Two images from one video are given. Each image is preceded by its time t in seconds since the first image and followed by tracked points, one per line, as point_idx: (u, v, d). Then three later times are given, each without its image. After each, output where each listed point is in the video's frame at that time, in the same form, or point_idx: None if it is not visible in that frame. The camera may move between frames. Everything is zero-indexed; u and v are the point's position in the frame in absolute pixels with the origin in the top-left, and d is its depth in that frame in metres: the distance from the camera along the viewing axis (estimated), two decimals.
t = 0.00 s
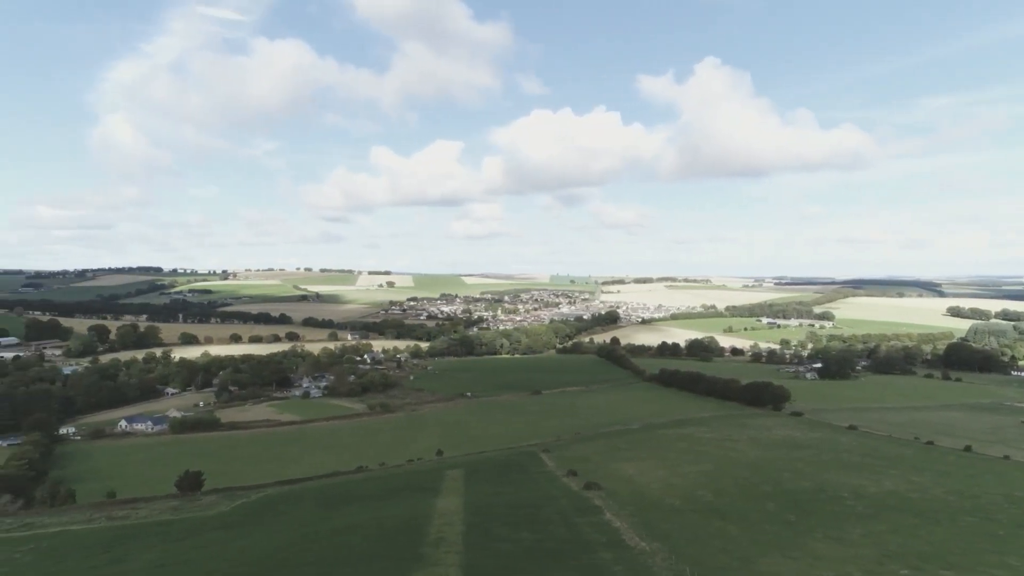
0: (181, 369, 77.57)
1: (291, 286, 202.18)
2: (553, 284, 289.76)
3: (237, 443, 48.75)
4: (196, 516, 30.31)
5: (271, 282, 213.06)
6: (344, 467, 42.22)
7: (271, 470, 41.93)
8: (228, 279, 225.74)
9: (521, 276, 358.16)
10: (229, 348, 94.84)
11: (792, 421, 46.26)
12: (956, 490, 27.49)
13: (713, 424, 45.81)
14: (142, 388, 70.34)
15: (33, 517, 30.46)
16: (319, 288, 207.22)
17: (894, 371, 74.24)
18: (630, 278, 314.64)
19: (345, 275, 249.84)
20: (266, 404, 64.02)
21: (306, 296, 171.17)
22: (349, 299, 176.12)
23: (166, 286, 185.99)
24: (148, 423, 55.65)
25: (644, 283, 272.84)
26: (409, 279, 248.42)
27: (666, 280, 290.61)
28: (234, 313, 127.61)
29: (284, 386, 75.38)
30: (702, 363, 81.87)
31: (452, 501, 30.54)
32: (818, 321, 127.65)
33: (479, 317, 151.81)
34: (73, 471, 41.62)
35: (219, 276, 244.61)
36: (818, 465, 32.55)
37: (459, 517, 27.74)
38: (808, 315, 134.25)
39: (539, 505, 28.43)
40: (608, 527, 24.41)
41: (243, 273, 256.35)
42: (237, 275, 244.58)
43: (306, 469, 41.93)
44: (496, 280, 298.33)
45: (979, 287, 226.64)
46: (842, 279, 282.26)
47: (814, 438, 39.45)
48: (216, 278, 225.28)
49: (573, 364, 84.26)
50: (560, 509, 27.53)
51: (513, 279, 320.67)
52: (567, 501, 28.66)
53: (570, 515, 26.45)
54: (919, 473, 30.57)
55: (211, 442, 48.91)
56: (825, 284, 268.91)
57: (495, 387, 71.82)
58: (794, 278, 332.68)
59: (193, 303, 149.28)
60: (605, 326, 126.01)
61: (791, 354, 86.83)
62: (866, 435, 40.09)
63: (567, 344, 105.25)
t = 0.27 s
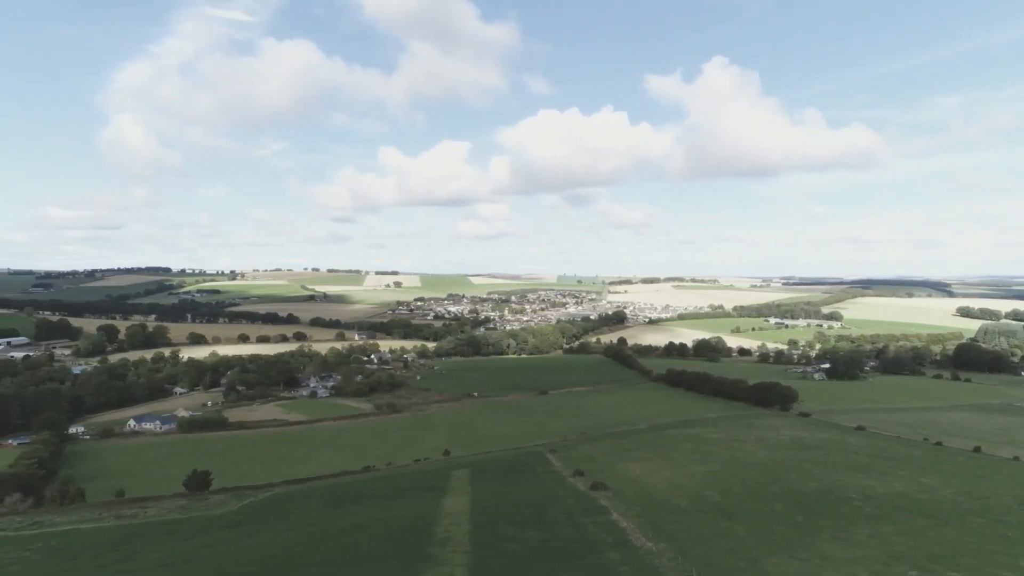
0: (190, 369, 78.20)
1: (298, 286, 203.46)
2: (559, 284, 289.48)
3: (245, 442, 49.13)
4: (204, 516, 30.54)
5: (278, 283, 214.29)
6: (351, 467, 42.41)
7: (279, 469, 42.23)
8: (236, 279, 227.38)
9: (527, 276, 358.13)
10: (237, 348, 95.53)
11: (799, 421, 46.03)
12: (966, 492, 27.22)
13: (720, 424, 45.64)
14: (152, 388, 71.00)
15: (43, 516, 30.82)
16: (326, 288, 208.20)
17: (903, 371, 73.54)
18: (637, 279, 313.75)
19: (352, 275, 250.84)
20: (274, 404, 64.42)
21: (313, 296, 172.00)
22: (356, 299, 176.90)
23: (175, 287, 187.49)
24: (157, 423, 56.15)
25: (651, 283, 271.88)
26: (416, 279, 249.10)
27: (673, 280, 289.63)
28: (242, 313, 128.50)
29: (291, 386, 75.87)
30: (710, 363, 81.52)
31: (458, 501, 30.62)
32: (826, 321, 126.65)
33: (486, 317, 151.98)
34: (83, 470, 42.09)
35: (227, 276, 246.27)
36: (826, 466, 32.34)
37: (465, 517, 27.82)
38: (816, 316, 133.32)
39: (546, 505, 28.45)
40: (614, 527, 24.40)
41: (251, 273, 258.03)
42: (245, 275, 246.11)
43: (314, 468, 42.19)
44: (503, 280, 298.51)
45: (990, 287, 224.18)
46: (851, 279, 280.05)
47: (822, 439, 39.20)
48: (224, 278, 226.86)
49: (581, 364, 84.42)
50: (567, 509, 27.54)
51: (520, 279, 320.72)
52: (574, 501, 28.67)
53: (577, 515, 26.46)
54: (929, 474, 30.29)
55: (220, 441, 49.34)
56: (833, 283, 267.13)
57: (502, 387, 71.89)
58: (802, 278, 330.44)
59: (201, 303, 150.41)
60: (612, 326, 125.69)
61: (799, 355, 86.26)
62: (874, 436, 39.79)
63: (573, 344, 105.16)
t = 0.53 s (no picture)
0: (197, 368, 78.72)
1: (305, 286, 204.50)
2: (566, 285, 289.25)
3: (252, 442, 49.44)
4: (210, 515, 30.75)
5: (285, 283, 215.46)
6: (357, 467, 42.57)
7: (285, 468, 42.46)
8: (244, 279, 228.87)
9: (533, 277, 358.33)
10: (244, 348, 96.12)
11: (806, 422, 45.78)
12: (974, 493, 26.96)
13: (727, 424, 45.45)
14: (159, 387, 71.56)
15: (52, 515, 31.11)
16: (333, 288, 209.10)
17: (911, 372, 72.94)
18: (644, 279, 313.03)
19: (358, 275, 251.82)
20: (280, 404, 64.78)
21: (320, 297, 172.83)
22: (360, 300, 177.22)
23: (183, 287, 188.88)
24: (164, 422, 56.58)
25: (658, 284, 271.13)
26: (422, 280, 249.73)
27: (680, 280, 288.86)
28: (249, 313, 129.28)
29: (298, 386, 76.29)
30: (716, 364, 81.20)
31: (464, 501, 30.69)
32: (834, 321, 125.77)
33: (492, 317, 152.11)
34: (92, 469, 42.48)
35: (235, 276, 247.85)
36: (833, 467, 32.12)
37: (471, 517, 27.86)
38: (823, 316, 132.48)
39: (551, 505, 28.46)
40: (620, 528, 24.37)
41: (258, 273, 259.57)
42: (253, 275, 247.59)
43: (320, 468, 42.40)
44: (508, 280, 298.89)
45: (1000, 287, 222.32)
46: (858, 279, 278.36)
47: (829, 439, 38.96)
48: (231, 279, 228.35)
49: (587, 364, 84.43)
50: (572, 509, 27.54)
51: (526, 279, 320.96)
52: (580, 501, 28.66)
53: (583, 515, 26.46)
54: (937, 475, 30.04)
55: (227, 440, 49.70)
56: (840, 283, 265.96)
57: (507, 387, 71.94)
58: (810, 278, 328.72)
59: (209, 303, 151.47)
60: (618, 327, 125.44)
61: (806, 355, 85.76)
62: (881, 437, 39.49)
63: (579, 345, 105.06)
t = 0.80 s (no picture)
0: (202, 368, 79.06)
1: (309, 287, 205.08)
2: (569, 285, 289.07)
3: (256, 441, 49.62)
4: (214, 514, 30.89)
5: (290, 283, 216.30)
6: (360, 466, 42.66)
7: (289, 468, 42.59)
8: (248, 279, 229.86)
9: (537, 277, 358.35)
10: (248, 348, 96.51)
11: (810, 422, 45.62)
12: (979, 494, 26.80)
13: (731, 425, 45.32)
14: (164, 387, 71.90)
15: (58, 513, 31.31)
16: (337, 288, 209.67)
17: (916, 372, 72.56)
18: (648, 279, 312.62)
19: (362, 275, 252.45)
20: (284, 403, 65.02)
21: (324, 297, 173.36)
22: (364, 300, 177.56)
23: (188, 287, 189.71)
24: (169, 421, 56.84)
25: (662, 284, 270.58)
26: (426, 280, 250.16)
27: (684, 280, 288.44)
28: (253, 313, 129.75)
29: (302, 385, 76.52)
30: (721, 364, 81.00)
31: (468, 500, 30.72)
32: (838, 321, 125.19)
33: (496, 317, 152.15)
34: (97, 468, 42.74)
35: (240, 275, 248.85)
36: (837, 467, 32.00)
37: (474, 516, 27.88)
38: (828, 316, 131.90)
39: (554, 505, 28.46)
40: (623, 528, 24.33)
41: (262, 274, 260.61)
42: (257, 275, 248.52)
43: (324, 467, 42.53)
44: (512, 280, 298.98)
45: (1006, 286, 221.45)
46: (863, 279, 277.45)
47: (834, 440, 38.79)
48: (236, 279, 229.35)
49: (590, 364, 84.36)
50: (575, 509, 27.54)
51: (530, 279, 321.21)
52: (583, 501, 28.66)
53: (586, 515, 26.45)
54: (941, 476, 29.86)
55: (231, 440, 49.91)
56: (844, 283, 265.11)
57: (511, 387, 71.97)
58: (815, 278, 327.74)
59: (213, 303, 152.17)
60: (622, 327, 125.29)
61: (810, 355, 85.42)
62: (886, 437, 39.32)
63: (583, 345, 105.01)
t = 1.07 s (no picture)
0: (205, 368, 79.26)
1: (312, 287, 205.46)
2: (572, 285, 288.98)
3: (258, 442, 49.72)
4: (216, 514, 30.97)
5: (292, 283, 216.89)
6: (362, 467, 42.75)
7: (291, 468, 42.69)
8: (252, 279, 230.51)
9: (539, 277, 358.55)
10: (251, 348, 96.78)
11: (813, 422, 45.50)
12: (981, 494, 26.70)
13: (733, 425, 45.22)
14: (167, 387, 72.09)
15: (60, 513, 31.39)
16: (340, 288, 210.09)
17: (919, 372, 72.31)
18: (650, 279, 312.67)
19: (365, 275, 252.96)
20: (287, 404, 65.15)
21: (326, 297, 173.63)
22: (367, 300, 177.82)
23: (191, 288, 190.23)
24: (172, 421, 56.98)
25: (664, 284, 270.31)
26: (429, 280, 250.53)
27: (686, 281, 288.47)
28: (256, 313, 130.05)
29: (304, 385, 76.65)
30: (723, 364, 80.94)
31: (470, 500, 30.75)
32: (840, 322, 124.88)
33: (498, 318, 152.18)
34: (100, 468, 42.91)
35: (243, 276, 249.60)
36: (838, 467, 31.94)
37: (476, 516, 27.91)
38: (830, 317, 131.58)
39: (556, 505, 28.47)
40: (624, 528, 24.32)
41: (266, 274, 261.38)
42: (260, 275, 249.15)
43: (327, 468, 42.61)
44: (515, 280, 299.32)
45: (1008, 287, 221.73)
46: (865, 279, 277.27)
47: (836, 440, 38.69)
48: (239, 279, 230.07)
49: (593, 364, 84.34)
50: (576, 509, 27.55)
51: (533, 279, 321.84)
52: (584, 501, 28.64)
53: (587, 515, 26.48)
54: (942, 476, 29.78)
55: (233, 440, 50.01)
56: (846, 284, 265.08)
57: (514, 387, 72.02)
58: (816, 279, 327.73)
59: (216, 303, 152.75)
60: (625, 327, 125.19)
61: (813, 356, 85.16)
62: (888, 438, 39.23)
63: (586, 345, 104.97)
